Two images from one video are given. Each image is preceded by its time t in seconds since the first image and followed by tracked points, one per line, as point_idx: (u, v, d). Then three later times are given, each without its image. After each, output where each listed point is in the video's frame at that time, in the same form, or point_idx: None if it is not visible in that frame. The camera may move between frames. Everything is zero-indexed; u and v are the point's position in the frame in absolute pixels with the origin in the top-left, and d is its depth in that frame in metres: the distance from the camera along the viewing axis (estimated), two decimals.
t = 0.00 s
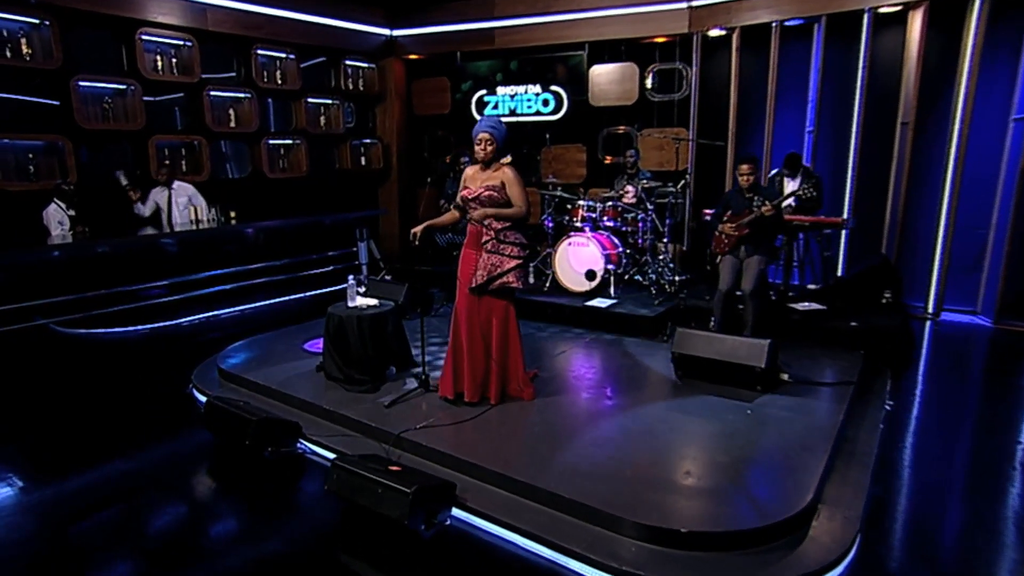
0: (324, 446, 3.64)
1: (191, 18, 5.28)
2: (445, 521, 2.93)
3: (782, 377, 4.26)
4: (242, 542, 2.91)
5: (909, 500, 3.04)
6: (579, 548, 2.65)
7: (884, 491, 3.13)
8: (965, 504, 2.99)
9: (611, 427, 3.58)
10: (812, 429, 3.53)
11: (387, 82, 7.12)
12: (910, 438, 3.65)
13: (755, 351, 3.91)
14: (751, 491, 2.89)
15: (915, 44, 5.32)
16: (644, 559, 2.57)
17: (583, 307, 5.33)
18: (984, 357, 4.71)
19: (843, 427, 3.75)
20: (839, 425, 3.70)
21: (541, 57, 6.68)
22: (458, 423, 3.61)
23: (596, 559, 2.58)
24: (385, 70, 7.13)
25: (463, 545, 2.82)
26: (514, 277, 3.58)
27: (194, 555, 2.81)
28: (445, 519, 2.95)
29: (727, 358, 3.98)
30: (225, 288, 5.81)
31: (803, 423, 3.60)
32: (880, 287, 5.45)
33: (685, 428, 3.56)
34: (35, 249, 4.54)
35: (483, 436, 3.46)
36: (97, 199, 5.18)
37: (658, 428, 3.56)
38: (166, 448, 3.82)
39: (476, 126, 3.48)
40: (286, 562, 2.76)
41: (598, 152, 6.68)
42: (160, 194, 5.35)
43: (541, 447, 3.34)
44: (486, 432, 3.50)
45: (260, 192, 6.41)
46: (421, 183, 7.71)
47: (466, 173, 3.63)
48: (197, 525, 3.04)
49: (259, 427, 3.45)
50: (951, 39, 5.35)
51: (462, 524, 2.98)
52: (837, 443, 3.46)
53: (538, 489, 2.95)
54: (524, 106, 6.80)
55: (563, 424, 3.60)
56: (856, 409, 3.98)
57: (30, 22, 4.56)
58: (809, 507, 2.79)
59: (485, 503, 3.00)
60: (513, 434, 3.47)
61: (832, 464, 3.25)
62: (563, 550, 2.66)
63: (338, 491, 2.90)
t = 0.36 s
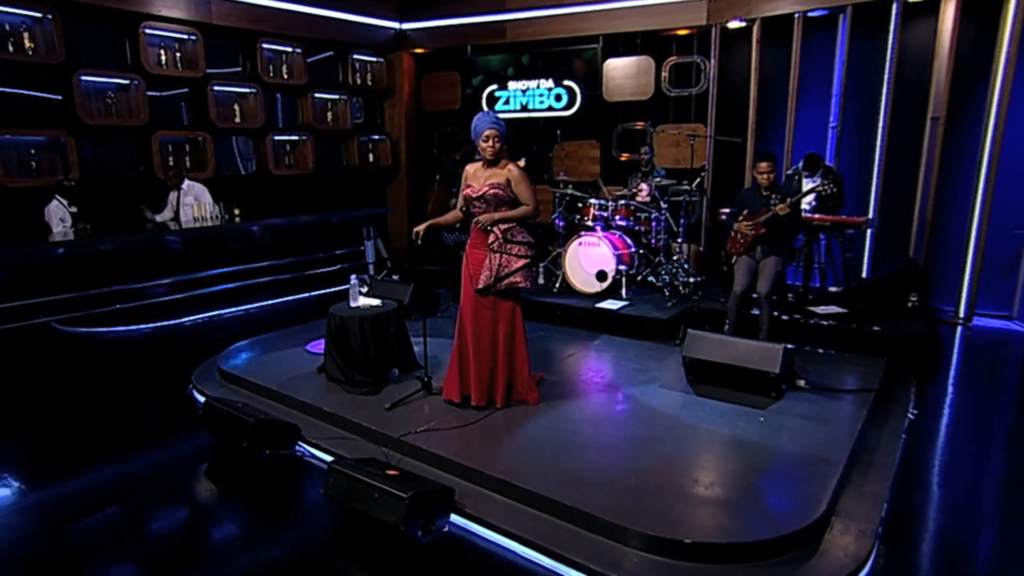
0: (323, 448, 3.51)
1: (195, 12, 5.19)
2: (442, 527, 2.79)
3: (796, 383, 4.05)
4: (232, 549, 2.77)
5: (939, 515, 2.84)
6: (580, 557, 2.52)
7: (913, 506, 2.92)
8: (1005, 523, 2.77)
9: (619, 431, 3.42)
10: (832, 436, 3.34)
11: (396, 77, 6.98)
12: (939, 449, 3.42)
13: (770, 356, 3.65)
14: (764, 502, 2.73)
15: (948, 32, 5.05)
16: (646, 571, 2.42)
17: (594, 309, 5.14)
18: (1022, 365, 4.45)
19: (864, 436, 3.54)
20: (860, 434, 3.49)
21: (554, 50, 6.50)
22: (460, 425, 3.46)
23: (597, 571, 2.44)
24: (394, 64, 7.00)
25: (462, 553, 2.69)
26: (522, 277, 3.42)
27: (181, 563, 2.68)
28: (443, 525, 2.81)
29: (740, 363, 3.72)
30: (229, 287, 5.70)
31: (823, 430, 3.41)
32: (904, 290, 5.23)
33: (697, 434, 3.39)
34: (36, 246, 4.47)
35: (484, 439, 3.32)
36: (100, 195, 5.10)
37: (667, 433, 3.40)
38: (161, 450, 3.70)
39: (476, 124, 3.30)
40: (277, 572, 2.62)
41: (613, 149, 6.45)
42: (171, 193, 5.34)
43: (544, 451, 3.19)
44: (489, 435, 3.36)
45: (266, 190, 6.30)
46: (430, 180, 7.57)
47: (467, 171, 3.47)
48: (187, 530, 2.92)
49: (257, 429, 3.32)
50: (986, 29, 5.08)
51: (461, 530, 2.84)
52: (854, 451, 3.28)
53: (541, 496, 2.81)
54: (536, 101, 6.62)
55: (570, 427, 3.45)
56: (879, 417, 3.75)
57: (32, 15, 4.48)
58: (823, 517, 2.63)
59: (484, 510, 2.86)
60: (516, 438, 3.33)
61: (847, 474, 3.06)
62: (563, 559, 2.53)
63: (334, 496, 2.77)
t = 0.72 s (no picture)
0: (318, 451, 3.38)
1: (196, 5, 5.07)
2: (437, 534, 2.64)
3: (808, 388, 3.84)
4: (216, 558, 2.63)
5: (966, 530, 2.64)
6: (577, 567, 2.38)
7: (937, 521, 2.73)
8: None
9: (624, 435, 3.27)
10: (851, 443, 3.16)
11: (401, 71, 6.83)
12: (965, 458, 3.22)
13: (780, 360, 3.47)
14: (773, 511, 2.57)
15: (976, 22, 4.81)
16: None
17: (601, 310, 4.97)
18: None
19: (883, 445, 3.35)
20: (878, 443, 3.30)
21: (563, 43, 6.31)
22: (459, 428, 3.31)
23: None
24: (400, 58, 6.85)
25: (458, 562, 2.53)
26: (523, 277, 3.27)
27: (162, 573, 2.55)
28: (438, 532, 2.66)
29: (749, 367, 3.54)
30: (229, 285, 5.59)
31: (841, 437, 3.22)
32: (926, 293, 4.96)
33: (706, 439, 3.22)
34: (32, 243, 4.38)
35: (484, 443, 3.17)
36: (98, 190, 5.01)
37: (674, 437, 3.24)
38: (150, 453, 3.56)
39: (481, 119, 3.13)
40: None
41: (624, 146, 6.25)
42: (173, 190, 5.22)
43: (543, 455, 3.05)
44: (488, 438, 3.22)
45: (267, 187, 6.20)
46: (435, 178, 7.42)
47: (468, 167, 3.31)
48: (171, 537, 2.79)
49: (250, 431, 3.13)
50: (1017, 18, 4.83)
51: (458, 537, 2.68)
52: (872, 460, 3.10)
53: (539, 502, 2.66)
54: (545, 96, 6.42)
55: (572, 430, 3.30)
56: (899, 426, 3.55)
57: (29, 8, 4.38)
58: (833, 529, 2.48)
59: (481, 516, 2.72)
60: (516, 441, 3.18)
61: (859, 483, 2.89)
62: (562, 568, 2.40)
63: (326, 501, 2.63)
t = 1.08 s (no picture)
0: (312, 454, 3.23)
1: None
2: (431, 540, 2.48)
3: (822, 395, 3.60)
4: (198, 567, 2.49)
5: (996, 550, 2.45)
6: None
7: (969, 539, 2.53)
8: None
9: (628, 439, 3.10)
10: (871, 450, 2.96)
11: (406, 64, 6.69)
12: (994, 470, 3.02)
13: (790, 364, 3.26)
14: (785, 521, 2.40)
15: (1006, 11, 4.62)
16: None
17: (608, 312, 4.77)
18: None
19: (909, 455, 3.14)
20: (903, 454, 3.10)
21: (571, 35, 6.13)
22: (457, 431, 3.16)
23: None
24: (404, 51, 6.70)
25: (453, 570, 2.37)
26: (524, 278, 3.09)
27: None
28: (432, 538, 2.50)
29: (757, 371, 3.34)
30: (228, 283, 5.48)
31: (862, 444, 3.03)
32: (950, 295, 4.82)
33: (715, 445, 3.04)
34: (25, 240, 4.28)
35: (482, 446, 3.01)
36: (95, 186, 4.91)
37: (682, 442, 3.06)
38: (137, 457, 3.43)
39: (482, 114, 2.96)
40: None
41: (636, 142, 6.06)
42: (175, 185, 5.11)
43: (541, 459, 2.89)
44: (487, 441, 3.06)
45: (268, 183, 6.08)
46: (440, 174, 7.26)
47: (471, 164, 3.15)
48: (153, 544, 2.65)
49: (242, 433, 2.97)
50: None
51: (453, 544, 2.52)
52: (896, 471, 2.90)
53: (534, 508, 2.51)
54: (554, 90, 6.23)
55: (574, 434, 3.14)
56: (922, 434, 3.34)
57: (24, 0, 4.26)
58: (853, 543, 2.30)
59: (477, 522, 2.57)
60: (514, 444, 3.03)
61: (885, 497, 2.70)
62: None
63: (316, 505, 2.48)
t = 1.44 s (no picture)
0: (302, 457, 3.08)
1: None
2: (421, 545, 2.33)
3: (831, 398, 3.40)
4: None
5: None
6: None
7: (994, 556, 2.35)
8: None
9: (630, 443, 2.93)
10: (888, 456, 2.79)
11: (407, 57, 6.56)
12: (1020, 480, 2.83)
13: (795, 368, 3.09)
14: (798, 530, 2.23)
15: None
16: None
17: (611, 313, 4.59)
18: None
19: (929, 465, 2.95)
20: (923, 463, 2.91)
21: (576, 27, 5.97)
22: (451, 435, 3.00)
23: None
24: (405, 45, 6.56)
25: None
26: (521, 277, 2.92)
27: None
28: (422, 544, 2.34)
29: (761, 375, 3.17)
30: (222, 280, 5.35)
31: (879, 450, 2.85)
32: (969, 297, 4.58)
33: (723, 450, 2.87)
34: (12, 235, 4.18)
35: (477, 449, 2.86)
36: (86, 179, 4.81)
37: (687, 447, 2.90)
38: (119, 460, 3.31)
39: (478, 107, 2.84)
40: None
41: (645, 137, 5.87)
42: (173, 178, 5.07)
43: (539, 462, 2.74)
44: (482, 444, 2.90)
45: (264, 179, 5.95)
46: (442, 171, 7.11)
47: (467, 159, 2.99)
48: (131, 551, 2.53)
49: (230, 436, 2.81)
50: None
51: (442, 550, 2.37)
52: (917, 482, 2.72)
53: (528, 515, 2.35)
54: (558, 84, 6.10)
55: (573, 438, 2.98)
56: (942, 441, 3.15)
57: None
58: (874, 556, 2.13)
59: (469, 528, 2.41)
60: (511, 447, 2.87)
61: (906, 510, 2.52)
62: None
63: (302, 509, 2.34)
